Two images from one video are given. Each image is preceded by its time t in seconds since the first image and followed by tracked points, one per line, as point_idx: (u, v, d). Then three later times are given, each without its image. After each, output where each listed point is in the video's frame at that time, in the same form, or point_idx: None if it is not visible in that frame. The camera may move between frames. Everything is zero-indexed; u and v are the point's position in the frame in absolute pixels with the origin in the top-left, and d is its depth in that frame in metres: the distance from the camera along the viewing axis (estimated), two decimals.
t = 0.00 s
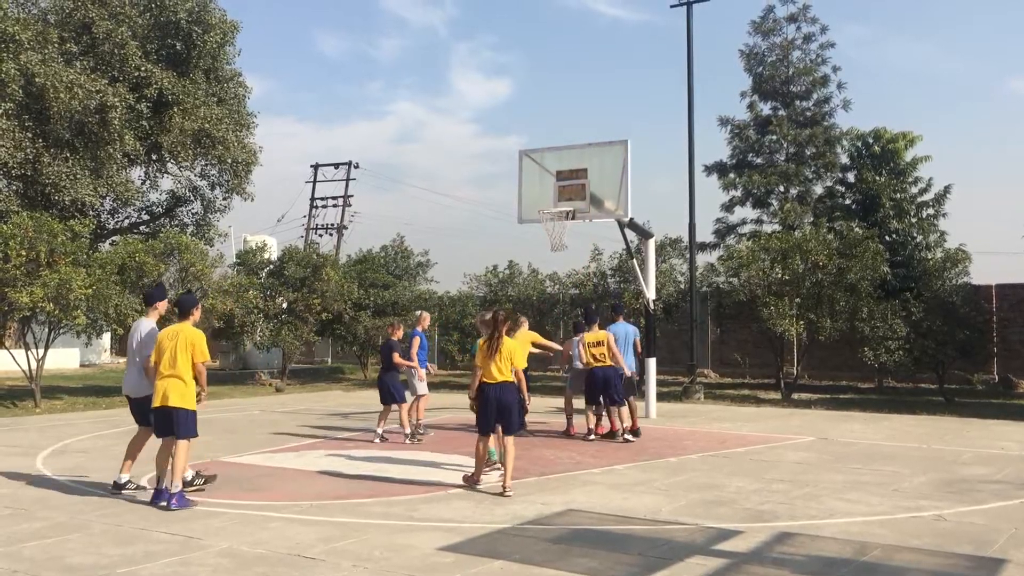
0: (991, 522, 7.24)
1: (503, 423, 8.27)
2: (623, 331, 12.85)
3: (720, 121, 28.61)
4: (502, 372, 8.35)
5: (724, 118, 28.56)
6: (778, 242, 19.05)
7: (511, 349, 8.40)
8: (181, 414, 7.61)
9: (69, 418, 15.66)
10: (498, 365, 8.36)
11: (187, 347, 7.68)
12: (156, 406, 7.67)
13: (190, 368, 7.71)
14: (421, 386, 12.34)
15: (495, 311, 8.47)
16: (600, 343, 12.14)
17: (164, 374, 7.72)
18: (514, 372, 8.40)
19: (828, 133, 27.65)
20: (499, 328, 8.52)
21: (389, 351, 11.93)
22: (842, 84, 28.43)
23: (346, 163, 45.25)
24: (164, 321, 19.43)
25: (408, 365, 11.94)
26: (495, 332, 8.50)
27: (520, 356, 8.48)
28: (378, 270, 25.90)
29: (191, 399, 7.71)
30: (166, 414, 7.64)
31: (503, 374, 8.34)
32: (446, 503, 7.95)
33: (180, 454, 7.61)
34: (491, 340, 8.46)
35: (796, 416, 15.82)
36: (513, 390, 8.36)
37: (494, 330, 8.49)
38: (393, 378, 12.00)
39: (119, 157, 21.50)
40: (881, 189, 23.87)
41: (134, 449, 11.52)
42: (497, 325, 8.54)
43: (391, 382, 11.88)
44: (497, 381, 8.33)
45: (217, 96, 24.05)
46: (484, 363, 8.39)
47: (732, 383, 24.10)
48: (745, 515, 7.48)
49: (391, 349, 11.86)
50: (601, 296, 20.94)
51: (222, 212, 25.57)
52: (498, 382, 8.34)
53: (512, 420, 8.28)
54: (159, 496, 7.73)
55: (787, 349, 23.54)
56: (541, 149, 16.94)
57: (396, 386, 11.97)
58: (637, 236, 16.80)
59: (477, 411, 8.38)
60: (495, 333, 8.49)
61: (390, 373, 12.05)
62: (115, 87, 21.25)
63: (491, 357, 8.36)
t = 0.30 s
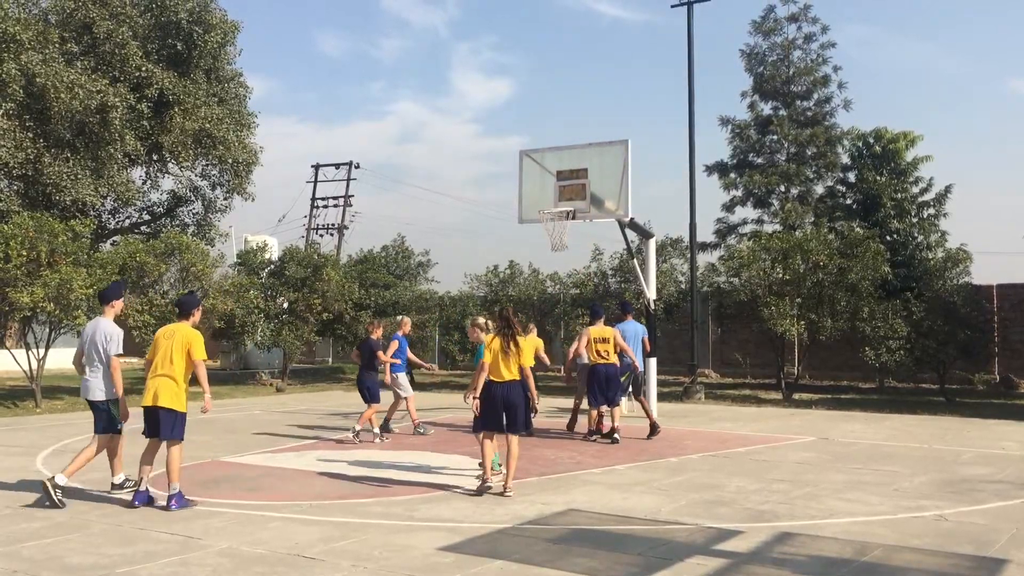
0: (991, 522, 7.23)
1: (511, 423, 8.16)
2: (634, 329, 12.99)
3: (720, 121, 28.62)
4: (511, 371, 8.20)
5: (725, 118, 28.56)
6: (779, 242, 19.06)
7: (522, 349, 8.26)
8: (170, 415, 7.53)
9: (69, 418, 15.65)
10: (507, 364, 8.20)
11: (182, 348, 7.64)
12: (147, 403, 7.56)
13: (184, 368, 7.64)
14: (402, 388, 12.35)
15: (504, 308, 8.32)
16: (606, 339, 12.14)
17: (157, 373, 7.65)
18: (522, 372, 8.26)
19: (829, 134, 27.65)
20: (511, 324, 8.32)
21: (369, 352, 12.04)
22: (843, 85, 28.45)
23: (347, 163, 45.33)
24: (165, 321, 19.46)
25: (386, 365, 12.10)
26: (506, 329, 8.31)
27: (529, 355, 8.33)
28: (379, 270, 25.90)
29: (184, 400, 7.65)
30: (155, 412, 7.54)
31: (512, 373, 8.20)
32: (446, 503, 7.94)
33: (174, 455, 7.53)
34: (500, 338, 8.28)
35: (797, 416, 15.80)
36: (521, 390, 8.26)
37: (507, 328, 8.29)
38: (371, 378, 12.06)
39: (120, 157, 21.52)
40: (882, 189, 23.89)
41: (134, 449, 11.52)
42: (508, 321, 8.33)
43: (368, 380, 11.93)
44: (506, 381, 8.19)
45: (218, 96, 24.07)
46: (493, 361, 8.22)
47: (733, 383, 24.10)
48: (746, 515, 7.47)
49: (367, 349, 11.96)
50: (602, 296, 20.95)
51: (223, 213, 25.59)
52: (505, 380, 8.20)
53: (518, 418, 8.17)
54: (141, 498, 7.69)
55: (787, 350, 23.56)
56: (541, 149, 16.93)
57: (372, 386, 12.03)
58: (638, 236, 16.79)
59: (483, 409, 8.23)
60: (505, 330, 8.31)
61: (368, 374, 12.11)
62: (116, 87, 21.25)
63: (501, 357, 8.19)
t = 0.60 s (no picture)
0: (995, 524, 7.19)
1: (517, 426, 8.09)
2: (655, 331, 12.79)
3: (723, 121, 28.58)
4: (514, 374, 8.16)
5: (728, 119, 28.54)
6: (782, 242, 19.04)
7: (524, 350, 8.21)
8: (174, 415, 7.51)
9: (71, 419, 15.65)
10: (510, 366, 8.16)
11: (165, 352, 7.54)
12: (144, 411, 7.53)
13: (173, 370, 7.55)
14: (381, 385, 12.29)
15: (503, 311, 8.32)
16: (615, 340, 12.05)
17: (148, 375, 7.52)
18: (525, 374, 8.19)
19: (832, 134, 27.59)
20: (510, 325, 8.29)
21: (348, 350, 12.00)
22: (846, 85, 28.42)
23: (350, 164, 45.38)
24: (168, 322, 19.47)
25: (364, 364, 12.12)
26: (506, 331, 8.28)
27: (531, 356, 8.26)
28: (382, 271, 25.87)
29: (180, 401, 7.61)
30: (156, 415, 7.50)
31: (514, 376, 8.15)
32: (448, 504, 7.93)
33: (173, 456, 7.52)
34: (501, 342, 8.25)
35: (800, 417, 15.76)
36: (526, 392, 8.18)
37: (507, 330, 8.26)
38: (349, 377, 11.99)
39: (123, 158, 21.54)
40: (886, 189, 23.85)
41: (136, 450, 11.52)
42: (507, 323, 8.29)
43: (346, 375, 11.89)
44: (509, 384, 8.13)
45: (221, 97, 24.08)
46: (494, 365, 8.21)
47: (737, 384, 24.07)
48: (749, 516, 7.45)
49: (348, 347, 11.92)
50: (604, 297, 20.95)
51: (225, 213, 25.60)
52: (508, 382, 8.15)
53: (522, 420, 8.09)
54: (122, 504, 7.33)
55: (790, 351, 23.55)
56: (544, 150, 16.92)
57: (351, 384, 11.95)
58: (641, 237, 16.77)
59: (488, 416, 8.18)
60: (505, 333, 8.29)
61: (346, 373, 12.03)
62: (119, 88, 21.27)
63: (504, 359, 8.17)
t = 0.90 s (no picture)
0: (1001, 526, 7.15)
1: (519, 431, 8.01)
2: (667, 331, 12.68)
3: (728, 122, 28.53)
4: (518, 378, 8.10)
5: (733, 119, 28.49)
6: (787, 243, 19.01)
7: (526, 355, 8.17)
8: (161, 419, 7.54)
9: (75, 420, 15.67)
10: (513, 370, 8.10)
11: (152, 354, 7.50)
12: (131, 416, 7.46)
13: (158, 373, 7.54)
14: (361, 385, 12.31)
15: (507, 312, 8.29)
16: (620, 341, 12.00)
17: (135, 377, 7.47)
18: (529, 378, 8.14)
19: (837, 134, 27.51)
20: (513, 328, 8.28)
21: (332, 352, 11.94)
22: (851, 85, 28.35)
23: (355, 165, 45.43)
24: (172, 323, 19.49)
25: (347, 362, 12.12)
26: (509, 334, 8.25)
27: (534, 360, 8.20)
28: (386, 272, 25.89)
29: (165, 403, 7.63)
30: (146, 417, 7.49)
31: (517, 380, 8.09)
32: (451, 506, 7.91)
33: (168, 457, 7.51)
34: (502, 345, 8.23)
35: (805, 418, 15.71)
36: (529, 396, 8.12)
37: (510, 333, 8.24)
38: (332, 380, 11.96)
39: (127, 159, 21.55)
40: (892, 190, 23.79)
41: (140, 451, 11.52)
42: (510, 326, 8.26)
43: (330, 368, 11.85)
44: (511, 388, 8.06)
45: (226, 98, 24.10)
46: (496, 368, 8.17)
47: (742, 385, 24.03)
48: (753, 519, 7.41)
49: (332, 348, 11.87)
50: (609, 298, 20.93)
51: (230, 214, 25.62)
52: (511, 387, 8.08)
53: (524, 426, 8.01)
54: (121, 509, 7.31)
55: (795, 352, 23.49)
56: (548, 150, 16.90)
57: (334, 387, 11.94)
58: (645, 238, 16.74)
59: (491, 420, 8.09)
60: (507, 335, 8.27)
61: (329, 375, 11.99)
62: (123, 90, 21.29)
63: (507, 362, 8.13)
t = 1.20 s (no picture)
0: (1010, 529, 7.10)
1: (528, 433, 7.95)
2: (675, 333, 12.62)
3: (736, 122, 28.47)
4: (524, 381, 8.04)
5: (741, 120, 28.42)
6: (795, 244, 18.96)
7: (533, 357, 8.13)
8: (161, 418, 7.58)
9: (83, 421, 15.71)
10: (520, 371, 8.05)
11: (153, 353, 7.57)
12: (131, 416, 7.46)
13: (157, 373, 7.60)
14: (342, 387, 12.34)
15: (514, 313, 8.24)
16: (625, 343, 11.99)
17: (138, 378, 7.48)
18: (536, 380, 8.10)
19: (846, 135, 27.40)
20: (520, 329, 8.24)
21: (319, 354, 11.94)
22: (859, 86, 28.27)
23: (362, 167, 45.52)
24: (180, 324, 19.52)
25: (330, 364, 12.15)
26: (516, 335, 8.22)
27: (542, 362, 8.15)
28: (393, 273, 25.91)
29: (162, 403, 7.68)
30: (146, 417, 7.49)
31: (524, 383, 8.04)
32: (458, 507, 7.89)
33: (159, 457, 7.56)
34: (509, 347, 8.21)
35: (813, 420, 15.66)
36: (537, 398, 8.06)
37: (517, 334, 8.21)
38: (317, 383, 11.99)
39: (135, 161, 21.59)
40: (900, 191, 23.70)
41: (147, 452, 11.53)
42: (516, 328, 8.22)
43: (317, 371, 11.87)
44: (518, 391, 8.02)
45: (233, 100, 24.14)
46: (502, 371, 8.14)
47: (750, 386, 23.96)
48: (761, 521, 7.38)
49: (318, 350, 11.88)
50: (616, 299, 20.91)
51: (238, 216, 25.67)
52: (518, 390, 8.04)
53: (533, 429, 7.95)
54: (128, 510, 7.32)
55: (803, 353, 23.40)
56: (555, 151, 16.90)
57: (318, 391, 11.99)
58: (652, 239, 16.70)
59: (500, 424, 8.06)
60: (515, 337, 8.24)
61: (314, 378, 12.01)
62: (131, 91, 21.36)
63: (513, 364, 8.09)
